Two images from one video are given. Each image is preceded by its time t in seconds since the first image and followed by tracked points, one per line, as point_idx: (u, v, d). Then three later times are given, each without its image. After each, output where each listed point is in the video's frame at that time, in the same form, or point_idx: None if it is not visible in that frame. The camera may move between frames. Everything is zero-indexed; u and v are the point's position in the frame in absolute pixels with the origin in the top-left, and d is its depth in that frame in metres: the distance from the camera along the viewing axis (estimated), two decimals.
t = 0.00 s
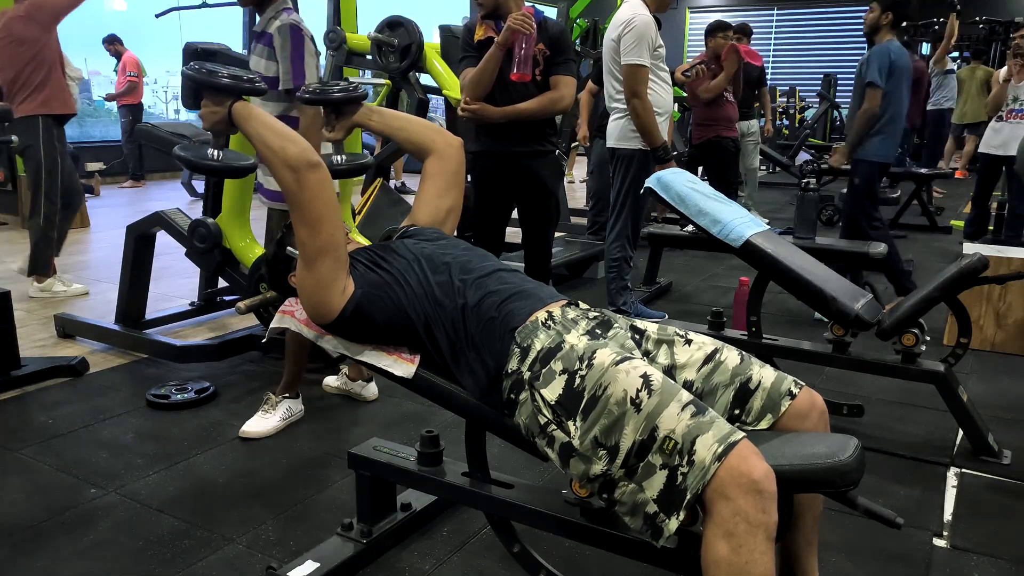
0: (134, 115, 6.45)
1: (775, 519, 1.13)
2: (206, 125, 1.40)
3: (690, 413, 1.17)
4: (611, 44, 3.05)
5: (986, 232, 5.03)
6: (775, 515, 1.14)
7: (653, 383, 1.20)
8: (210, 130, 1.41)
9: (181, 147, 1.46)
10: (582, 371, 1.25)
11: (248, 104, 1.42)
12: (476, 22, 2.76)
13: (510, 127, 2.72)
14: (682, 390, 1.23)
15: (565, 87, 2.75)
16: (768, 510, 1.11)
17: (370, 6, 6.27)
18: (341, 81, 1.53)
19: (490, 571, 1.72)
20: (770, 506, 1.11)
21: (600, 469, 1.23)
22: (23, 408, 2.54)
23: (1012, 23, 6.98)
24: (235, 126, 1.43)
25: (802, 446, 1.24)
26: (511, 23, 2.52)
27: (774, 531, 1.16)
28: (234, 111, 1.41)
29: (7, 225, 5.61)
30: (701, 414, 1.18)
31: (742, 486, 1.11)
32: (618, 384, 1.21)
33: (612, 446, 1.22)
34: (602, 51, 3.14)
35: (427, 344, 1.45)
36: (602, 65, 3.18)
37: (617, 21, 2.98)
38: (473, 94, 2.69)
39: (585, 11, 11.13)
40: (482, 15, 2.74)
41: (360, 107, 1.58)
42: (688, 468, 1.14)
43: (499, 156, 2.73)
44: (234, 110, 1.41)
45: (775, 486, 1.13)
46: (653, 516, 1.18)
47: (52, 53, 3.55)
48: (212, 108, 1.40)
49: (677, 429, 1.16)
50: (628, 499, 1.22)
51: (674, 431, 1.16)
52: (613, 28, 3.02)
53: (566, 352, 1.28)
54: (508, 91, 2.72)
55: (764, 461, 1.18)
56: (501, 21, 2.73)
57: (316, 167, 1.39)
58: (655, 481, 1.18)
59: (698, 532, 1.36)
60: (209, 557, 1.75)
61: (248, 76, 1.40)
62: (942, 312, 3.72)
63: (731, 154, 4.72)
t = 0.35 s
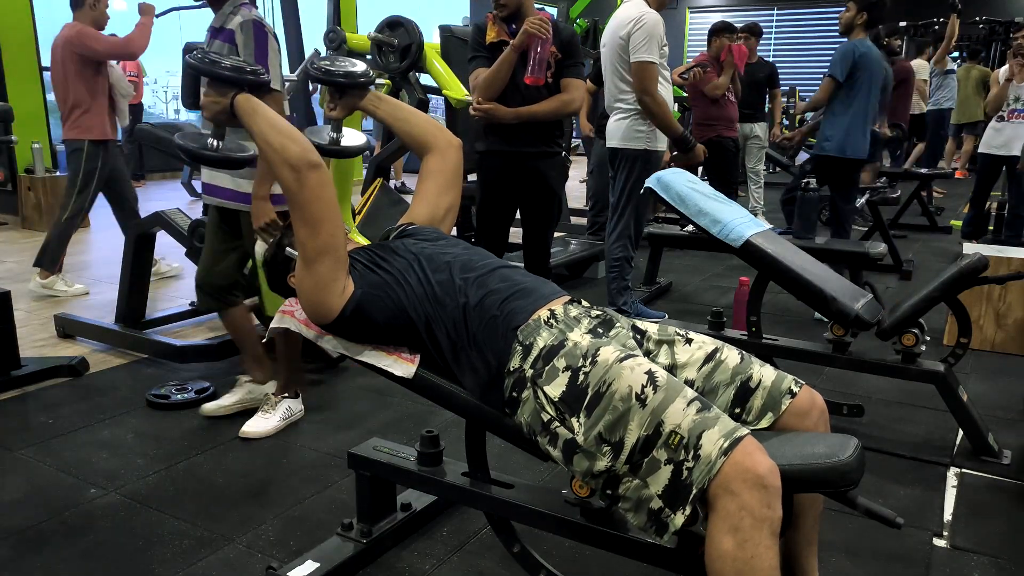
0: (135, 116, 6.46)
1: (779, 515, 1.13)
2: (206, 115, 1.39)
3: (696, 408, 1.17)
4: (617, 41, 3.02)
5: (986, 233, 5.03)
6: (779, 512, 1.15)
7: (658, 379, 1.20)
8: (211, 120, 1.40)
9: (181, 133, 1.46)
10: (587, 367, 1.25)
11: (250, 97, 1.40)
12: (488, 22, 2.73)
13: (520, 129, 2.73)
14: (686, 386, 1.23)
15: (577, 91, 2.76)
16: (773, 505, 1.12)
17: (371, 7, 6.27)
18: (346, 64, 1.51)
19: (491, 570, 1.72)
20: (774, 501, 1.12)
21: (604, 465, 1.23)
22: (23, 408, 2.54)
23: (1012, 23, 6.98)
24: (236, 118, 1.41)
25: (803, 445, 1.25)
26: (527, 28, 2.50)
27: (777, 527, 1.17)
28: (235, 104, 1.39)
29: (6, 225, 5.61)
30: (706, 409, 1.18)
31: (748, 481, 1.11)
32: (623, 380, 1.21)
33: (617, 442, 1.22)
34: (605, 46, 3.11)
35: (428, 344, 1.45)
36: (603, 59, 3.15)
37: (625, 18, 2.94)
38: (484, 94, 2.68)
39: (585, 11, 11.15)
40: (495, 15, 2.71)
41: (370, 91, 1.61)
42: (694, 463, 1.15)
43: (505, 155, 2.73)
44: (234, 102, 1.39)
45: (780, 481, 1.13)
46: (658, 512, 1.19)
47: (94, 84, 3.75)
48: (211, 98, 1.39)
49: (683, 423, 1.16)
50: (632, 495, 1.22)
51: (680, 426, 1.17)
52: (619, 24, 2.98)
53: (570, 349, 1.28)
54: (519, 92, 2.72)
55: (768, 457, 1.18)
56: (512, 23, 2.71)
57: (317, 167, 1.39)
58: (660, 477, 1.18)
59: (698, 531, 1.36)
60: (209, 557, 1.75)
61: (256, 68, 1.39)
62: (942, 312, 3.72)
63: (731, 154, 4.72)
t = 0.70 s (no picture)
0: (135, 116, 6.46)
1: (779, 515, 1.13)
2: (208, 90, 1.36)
3: (695, 409, 1.17)
4: (626, 38, 3.01)
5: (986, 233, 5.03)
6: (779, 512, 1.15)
7: (657, 380, 1.20)
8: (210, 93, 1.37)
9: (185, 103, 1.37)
10: (585, 368, 1.25)
11: (255, 78, 1.36)
12: (497, 21, 2.72)
13: (532, 131, 2.73)
14: (685, 387, 1.23)
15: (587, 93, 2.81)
16: (772, 505, 1.12)
17: (371, 7, 6.27)
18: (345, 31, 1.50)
19: (491, 570, 1.72)
20: (774, 501, 1.12)
21: (604, 466, 1.23)
22: (23, 408, 2.54)
23: (1012, 23, 6.98)
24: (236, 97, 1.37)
25: (804, 445, 1.25)
26: (551, 31, 2.52)
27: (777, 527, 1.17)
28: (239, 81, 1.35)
29: (6, 225, 5.61)
30: (705, 410, 1.18)
31: (747, 480, 1.11)
32: (622, 381, 1.21)
33: (616, 443, 1.22)
34: (611, 43, 3.10)
35: (427, 344, 1.45)
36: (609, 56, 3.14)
37: (637, 15, 2.93)
38: (500, 93, 2.66)
39: (586, 11, 11.16)
40: (505, 15, 2.70)
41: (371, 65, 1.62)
42: (693, 463, 1.15)
43: (510, 156, 2.73)
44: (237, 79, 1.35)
45: (779, 481, 1.13)
46: (657, 512, 1.19)
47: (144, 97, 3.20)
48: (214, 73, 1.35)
49: (682, 424, 1.16)
50: (631, 496, 1.22)
51: (679, 426, 1.16)
52: (629, 21, 2.97)
53: (569, 350, 1.28)
54: (532, 94, 2.72)
55: (768, 457, 1.18)
56: (520, 24, 2.73)
57: (315, 165, 1.37)
58: (659, 477, 1.18)
59: (698, 531, 1.36)
60: (209, 557, 1.75)
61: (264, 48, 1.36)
62: (942, 313, 3.72)
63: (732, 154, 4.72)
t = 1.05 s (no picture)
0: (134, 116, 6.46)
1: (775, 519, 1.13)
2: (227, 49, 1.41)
3: (688, 413, 1.18)
4: (630, 40, 3.00)
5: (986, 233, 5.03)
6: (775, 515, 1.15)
7: (651, 384, 1.20)
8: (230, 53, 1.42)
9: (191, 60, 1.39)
10: (580, 372, 1.25)
11: (270, 52, 1.40)
12: (498, 21, 2.71)
13: (532, 131, 2.73)
14: (679, 390, 1.23)
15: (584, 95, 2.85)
16: (768, 508, 1.12)
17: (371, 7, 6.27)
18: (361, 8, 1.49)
19: (491, 571, 1.72)
20: (770, 504, 1.12)
21: (599, 470, 1.23)
22: (23, 408, 2.54)
23: (1012, 23, 6.98)
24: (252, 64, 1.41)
25: (803, 446, 1.25)
26: (559, 34, 2.54)
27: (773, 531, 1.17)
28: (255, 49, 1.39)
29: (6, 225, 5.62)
30: (699, 413, 1.18)
31: (742, 484, 1.11)
32: (616, 386, 1.21)
33: (611, 447, 1.22)
34: (612, 45, 3.09)
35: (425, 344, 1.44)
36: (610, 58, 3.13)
37: (642, 16, 2.92)
38: (505, 93, 2.64)
39: (586, 11, 11.16)
40: (507, 15, 2.70)
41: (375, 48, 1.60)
42: (687, 468, 1.15)
43: (510, 156, 2.73)
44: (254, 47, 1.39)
45: (774, 485, 1.13)
46: (652, 516, 1.19)
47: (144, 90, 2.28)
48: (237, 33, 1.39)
49: (675, 429, 1.17)
50: (627, 500, 1.22)
51: (673, 431, 1.17)
52: (632, 23, 2.96)
53: (563, 353, 1.28)
54: (533, 93, 2.72)
55: (764, 461, 1.18)
56: (521, 24, 2.73)
57: (319, 157, 1.37)
58: (654, 482, 1.18)
59: (697, 532, 1.36)
60: (209, 557, 1.75)
61: (284, 21, 1.38)
62: (942, 313, 3.72)
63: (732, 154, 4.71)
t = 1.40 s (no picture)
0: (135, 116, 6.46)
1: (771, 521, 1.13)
2: (244, 19, 1.40)
3: (683, 416, 1.17)
4: (634, 40, 2.99)
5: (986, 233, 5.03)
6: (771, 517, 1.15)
7: (645, 387, 1.20)
8: (247, 24, 1.41)
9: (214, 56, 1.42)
10: (575, 376, 1.25)
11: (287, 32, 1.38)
12: (496, 21, 2.70)
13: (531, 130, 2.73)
14: (675, 392, 1.23)
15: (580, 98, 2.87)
16: (764, 510, 1.12)
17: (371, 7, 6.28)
18: None
19: (490, 571, 1.72)
20: (766, 506, 1.12)
21: (594, 474, 1.23)
22: (23, 408, 2.54)
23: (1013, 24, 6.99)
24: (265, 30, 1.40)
25: (801, 446, 1.24)
26: (551, 43, 2.57)
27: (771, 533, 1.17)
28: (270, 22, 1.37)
29: (6, 225, 5.62)
30: (694, 416, 1.18)
31: (737, 488, 1.11)
32: (611, 389, 1.21)
33: (606, 450, 1.22)
34: (614, 44, 3.07)
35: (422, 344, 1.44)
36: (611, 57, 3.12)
37: (648, 16, 2.92)
38: (498, 96, 2.66)
39: (586, 11, 11.17)
40: (505, 15, 2.69)
41: (378, 45, 1.59)
42: (683, 471, 1.15)
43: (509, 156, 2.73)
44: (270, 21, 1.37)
45: (771, 487, 1.13)
46: (649, 519, 1.19)
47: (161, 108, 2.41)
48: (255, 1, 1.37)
49: (670, 432, 1.17)
50: (623, 504, 1.22)
51: (667, 434, 1.17)
52: (637, 22, 2.96)
53: (558, 356, 1.28)
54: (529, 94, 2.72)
55: (759, 462, 1.18)
56: (520, 24, 2.72)
57: (324, 150, 1.36)
58: (649, 485, 1.18)
59: (696, 532, 1.36)
60: (209, 557, 1.75)
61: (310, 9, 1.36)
62: (942, 313, 3.73)
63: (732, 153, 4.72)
